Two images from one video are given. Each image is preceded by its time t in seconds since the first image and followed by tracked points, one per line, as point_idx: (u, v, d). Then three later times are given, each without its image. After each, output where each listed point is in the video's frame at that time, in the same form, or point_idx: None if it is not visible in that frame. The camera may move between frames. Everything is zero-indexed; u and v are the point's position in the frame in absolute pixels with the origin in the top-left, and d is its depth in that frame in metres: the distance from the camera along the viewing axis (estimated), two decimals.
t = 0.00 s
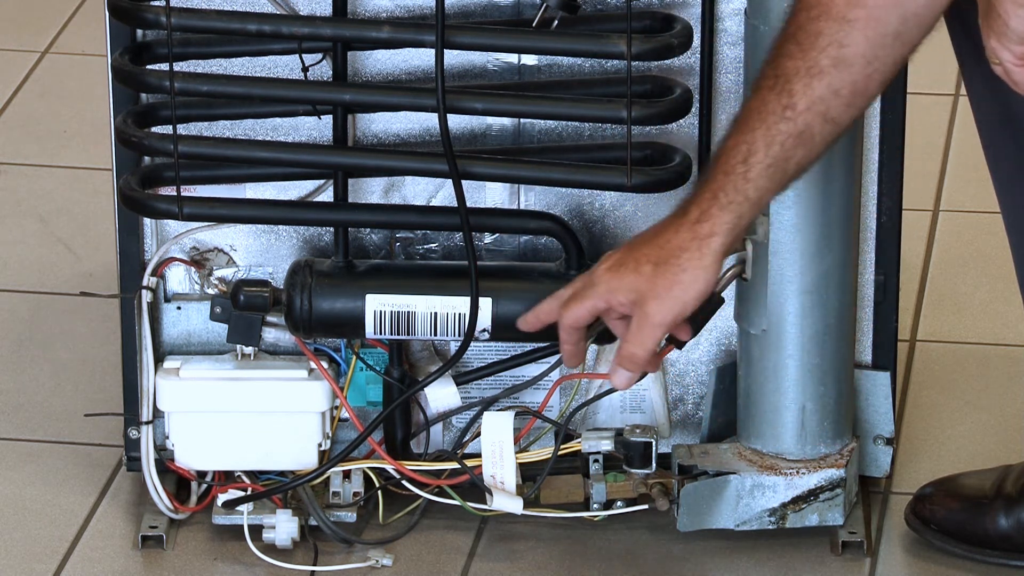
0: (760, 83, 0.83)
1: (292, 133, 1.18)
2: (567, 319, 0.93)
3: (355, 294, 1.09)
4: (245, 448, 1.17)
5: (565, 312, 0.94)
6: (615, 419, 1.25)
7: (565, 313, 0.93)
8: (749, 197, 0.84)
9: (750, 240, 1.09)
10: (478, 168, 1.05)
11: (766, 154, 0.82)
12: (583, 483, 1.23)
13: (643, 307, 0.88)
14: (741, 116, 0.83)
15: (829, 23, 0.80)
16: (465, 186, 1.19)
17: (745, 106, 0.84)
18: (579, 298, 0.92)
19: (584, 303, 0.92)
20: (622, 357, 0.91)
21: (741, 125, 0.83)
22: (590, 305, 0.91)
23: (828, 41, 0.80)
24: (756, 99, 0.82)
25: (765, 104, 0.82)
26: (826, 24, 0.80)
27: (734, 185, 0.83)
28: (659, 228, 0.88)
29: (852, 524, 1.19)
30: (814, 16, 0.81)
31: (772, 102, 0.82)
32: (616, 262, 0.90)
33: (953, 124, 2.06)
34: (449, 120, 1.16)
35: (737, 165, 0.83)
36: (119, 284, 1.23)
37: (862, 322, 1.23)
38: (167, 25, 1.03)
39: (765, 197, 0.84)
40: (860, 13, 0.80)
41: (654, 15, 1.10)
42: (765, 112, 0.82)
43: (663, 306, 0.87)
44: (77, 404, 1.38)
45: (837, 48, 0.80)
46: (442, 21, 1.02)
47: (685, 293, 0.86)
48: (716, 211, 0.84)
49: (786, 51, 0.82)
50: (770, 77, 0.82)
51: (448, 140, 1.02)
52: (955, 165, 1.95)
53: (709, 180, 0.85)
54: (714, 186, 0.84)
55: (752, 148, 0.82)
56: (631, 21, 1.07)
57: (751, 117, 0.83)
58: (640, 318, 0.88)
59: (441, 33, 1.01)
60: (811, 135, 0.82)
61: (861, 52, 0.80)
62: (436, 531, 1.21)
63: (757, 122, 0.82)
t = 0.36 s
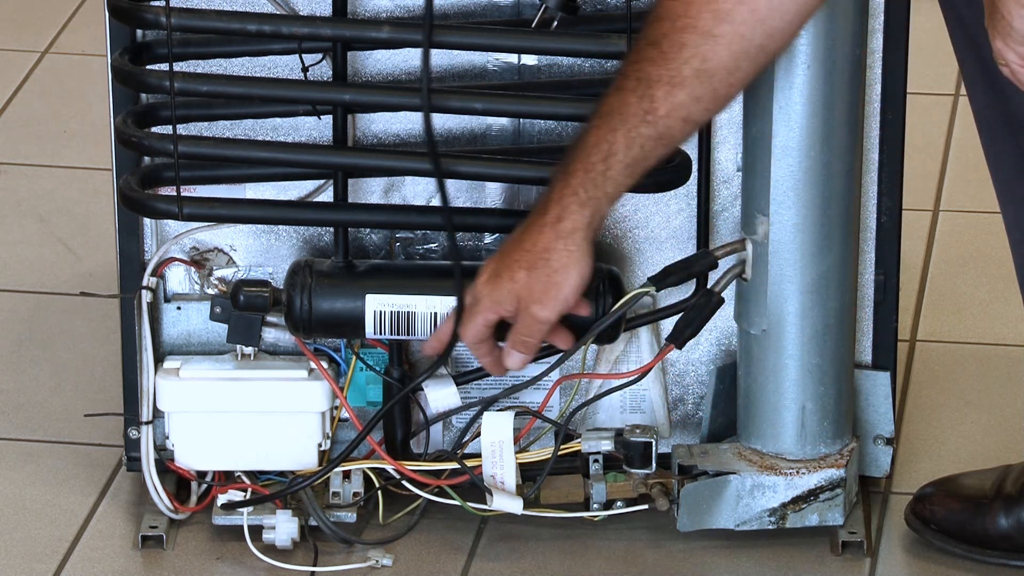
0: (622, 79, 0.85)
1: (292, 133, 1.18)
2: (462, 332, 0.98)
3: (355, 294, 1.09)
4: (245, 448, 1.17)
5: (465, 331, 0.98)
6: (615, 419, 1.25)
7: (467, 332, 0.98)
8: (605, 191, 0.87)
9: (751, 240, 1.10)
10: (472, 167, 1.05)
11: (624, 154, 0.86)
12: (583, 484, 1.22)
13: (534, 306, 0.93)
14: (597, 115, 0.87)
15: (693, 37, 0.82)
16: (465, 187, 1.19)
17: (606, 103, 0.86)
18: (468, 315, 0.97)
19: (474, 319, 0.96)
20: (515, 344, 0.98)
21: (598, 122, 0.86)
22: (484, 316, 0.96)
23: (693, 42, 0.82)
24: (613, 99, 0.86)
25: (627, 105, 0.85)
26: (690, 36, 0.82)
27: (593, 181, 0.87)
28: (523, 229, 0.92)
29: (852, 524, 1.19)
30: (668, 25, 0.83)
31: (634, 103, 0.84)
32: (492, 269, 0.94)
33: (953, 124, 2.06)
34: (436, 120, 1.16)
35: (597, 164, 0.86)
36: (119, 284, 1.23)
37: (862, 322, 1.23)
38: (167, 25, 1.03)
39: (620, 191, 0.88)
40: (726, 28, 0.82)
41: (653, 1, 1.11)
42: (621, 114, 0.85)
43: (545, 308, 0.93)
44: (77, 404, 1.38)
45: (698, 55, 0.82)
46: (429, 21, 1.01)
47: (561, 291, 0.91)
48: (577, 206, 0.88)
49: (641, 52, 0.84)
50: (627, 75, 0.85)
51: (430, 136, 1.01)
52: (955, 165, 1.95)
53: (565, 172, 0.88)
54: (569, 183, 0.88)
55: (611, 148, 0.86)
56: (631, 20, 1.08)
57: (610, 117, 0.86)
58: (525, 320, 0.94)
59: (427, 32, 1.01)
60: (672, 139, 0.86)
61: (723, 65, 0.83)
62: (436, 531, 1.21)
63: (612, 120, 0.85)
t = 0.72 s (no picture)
0: (589, 103, 0.93)
1: (292, 133, 1.18)
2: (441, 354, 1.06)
3: (355, 295, 1.09)
4: (245, 448, 1.17)
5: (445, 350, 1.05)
6: (615, 419, 1.25)
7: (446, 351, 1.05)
8: (578, 213, 0.95)
9: (751, 240, 1.10)
10: (465, 166, 1.05)
11: (596, 177, 0.94)
12: (582, 484, 1.22)
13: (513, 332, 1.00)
14: (569, 139, 0.94)
15: (664, 59, 0.90)
16: (465, 187, 1.19)
17: (574, 127, 0.93)
18: (448, 337, 1.04)
19: (453, 343, 1.04)
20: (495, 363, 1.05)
21: (567, 148, 0.93)
22: (460, 339, 1.03)
23: (664, 62, 0.90)
24: (583, 125, 0.93)
25: (598, 129, 0.92)
26: (661, 59, 0.91)
27: (567, 202, 0.94)
28: (495, 258, 0.98)
29: (852, 524, 1.19)
30: (636, 49, 0.91)
31: (605, 127, 0.92)
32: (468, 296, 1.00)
33: (953, 124, 2.06)
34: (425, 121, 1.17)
35: (570, 190, 0.94)
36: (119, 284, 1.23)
37: (862, 322, 1.23)
38: (167, 24, 1.03)
39: (591, 207, 0.95)
40: (697, 48, 0.90)
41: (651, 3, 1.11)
42: (592, 139, 0.93)
43: (524, 335, 1.00)
44: (77, 404, 1.38)
45: (669, 72, 0.91)
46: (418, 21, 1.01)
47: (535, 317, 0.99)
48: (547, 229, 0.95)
49: (607, 74, 0.92)
50: (592, 100, 0.93)
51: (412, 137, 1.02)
52: (955, 165, 1.95)
53: (536, 196, 0.95)
54: (540, 212, 0.95)
55: (583, 172, 0.93)
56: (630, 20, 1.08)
57: (582, 141, 0.93)
58: (504, 347, 1.02)
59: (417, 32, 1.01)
60: (643, 153, 0.94)
61: (693, 85, 0.92)
62: (436, 531, 1.21)
63: (582, 144, 0.93)
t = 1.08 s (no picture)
0: (606, 151, 0.89)
1: (292, 133, 1.18)
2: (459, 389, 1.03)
3: (355, 294, 1.09)
4: (245, 448, 1.17)
5: (462, 386, 1.03)
6: (615, 419, 1.25)
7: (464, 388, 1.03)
8: (602, 264, 0.91)
9: (751, 240, 1.10)
10: (474, 167, 1.05)
11: (618, 227, 0.90)
12: (582, 484, 1.22)
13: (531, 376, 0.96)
14: (587, 187, 0.90)
15: (678, 103, 0.87)
16: (465, 187, 1.19)
17: (593, 176, 0.90)
18: (466, 373, 1.01)
19: (470, 380, 1.01)
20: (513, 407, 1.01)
21: (586, 197, 0.89)
22: (478, 374, 1.00)
23: (677, 104, 0.87)
24: (600, 172, 0.89)
25: (616, 177, 0.89)
26: (673, 103, 0.88)
27: (590, 251, 0.90)
28: (515, 303, 0.95)
29: (852, 524, 1.19)
30: (649, 94, 0.87)
31: (623, 174, 0.89)
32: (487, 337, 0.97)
33: (953, 124, 2.06)
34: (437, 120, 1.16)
35: (593, 240, 0.90)
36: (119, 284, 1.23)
37: (862, 322, 1.23)
38: (167, 25, 1.03)
39: (614, 257, 0.91)
40: (708, 90, 0.87)
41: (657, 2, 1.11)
42: (611, 186, 0.89)
43: (544, 384, 0.97)
44: (77, 404, 1.38)
45: (683, 115, 0.88)
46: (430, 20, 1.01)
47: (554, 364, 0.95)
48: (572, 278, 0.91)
49: (621, 120, 0.88)
50: (607, 148, 0.89)
51: (433, 138, 1.02)
52: (955, 165, 1.95)
53: (557, 250, 0.91)
54: (564, 263, 0.91)
55: (605, 222, 0.89)
56: (631, 21, 1.08)
57: (602, 189, 0.89)
58: (524, 393, 0.98)
59: (429, 31, 1.00)
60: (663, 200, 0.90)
61: (709, 128, 0.88)
62: (436, 531, 1.21)
63: (602, 193, 0.89)
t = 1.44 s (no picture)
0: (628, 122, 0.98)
1: (292, 133, 1.18)
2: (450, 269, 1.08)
3: (355, 294, 1.09)
4: (245, 448, 1.17)
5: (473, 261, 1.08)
6: (615, 419, 1.25)
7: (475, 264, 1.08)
8: (598, 223, 0.98)
9: (751, 240, 1.10)
10: (478, 167, 1.05)
11: (617, 188, 0.98)
12: (582, 483, 1.23)
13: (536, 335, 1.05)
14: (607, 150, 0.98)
15: (683, 74, 0.96)
16: (465, 187, 1.19)
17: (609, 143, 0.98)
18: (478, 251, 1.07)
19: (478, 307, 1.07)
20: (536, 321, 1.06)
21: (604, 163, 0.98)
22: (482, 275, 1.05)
23: (694, 83, 0.95)
24: (618, 140, 0.97)
25: (625, 144, 0.97)
26: (680, 75, 0.96)
27: (593, 218, 0.98)
28: (525, 229, 1.01)
29: (852, 524, 1.19)
30: (672, 67, 0.96)
31: (628, 141, 0.97)
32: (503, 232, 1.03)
33: (953, 124, 2.06)
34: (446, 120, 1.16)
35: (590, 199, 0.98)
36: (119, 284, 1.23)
37: (862, 322, 1.23)
38: (168, 25, 1.03)
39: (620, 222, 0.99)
40: (714, 64, 0.95)
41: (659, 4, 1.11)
42: (623, 156, 0.97)
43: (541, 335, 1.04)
44: (77, 404, 1.38)
45: (698, 91, 0.95)
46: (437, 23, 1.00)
47: (555, 333, 1.04)
48: (572, 246, 0.99)
49: (646, 88, 0.97)
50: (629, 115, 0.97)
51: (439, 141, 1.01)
52: (955, 165, 1.95)
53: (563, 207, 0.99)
54: (561, 218, 0.99)
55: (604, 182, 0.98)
56: (631, 20, 1.08)
57: (615, 155, 0.97)
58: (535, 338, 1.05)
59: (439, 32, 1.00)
60: (669, 174, 0.99)
61: (709, 98, 0.96)
62: (436, 531, 1.21)
63: (615, 157, 0.97)
